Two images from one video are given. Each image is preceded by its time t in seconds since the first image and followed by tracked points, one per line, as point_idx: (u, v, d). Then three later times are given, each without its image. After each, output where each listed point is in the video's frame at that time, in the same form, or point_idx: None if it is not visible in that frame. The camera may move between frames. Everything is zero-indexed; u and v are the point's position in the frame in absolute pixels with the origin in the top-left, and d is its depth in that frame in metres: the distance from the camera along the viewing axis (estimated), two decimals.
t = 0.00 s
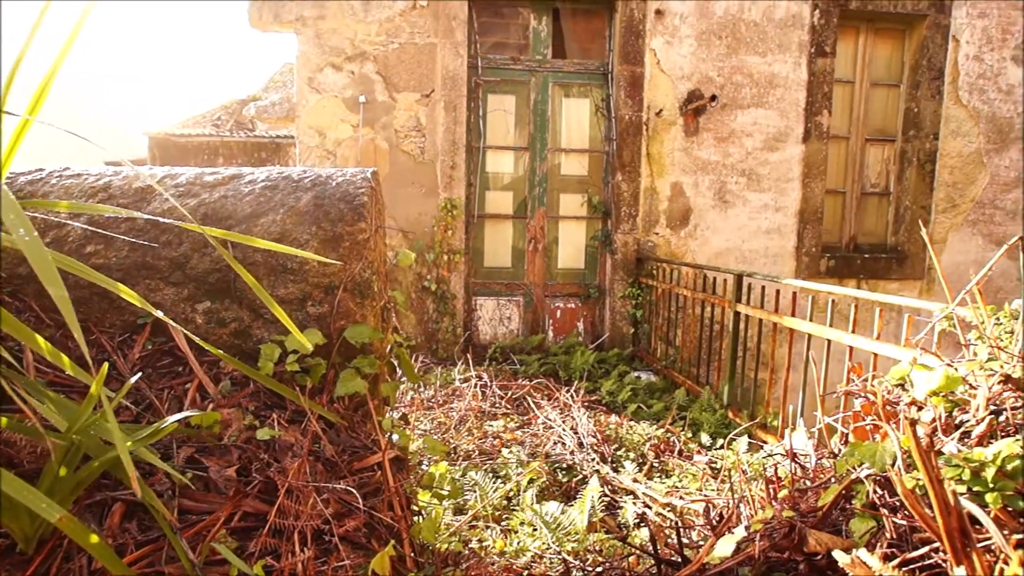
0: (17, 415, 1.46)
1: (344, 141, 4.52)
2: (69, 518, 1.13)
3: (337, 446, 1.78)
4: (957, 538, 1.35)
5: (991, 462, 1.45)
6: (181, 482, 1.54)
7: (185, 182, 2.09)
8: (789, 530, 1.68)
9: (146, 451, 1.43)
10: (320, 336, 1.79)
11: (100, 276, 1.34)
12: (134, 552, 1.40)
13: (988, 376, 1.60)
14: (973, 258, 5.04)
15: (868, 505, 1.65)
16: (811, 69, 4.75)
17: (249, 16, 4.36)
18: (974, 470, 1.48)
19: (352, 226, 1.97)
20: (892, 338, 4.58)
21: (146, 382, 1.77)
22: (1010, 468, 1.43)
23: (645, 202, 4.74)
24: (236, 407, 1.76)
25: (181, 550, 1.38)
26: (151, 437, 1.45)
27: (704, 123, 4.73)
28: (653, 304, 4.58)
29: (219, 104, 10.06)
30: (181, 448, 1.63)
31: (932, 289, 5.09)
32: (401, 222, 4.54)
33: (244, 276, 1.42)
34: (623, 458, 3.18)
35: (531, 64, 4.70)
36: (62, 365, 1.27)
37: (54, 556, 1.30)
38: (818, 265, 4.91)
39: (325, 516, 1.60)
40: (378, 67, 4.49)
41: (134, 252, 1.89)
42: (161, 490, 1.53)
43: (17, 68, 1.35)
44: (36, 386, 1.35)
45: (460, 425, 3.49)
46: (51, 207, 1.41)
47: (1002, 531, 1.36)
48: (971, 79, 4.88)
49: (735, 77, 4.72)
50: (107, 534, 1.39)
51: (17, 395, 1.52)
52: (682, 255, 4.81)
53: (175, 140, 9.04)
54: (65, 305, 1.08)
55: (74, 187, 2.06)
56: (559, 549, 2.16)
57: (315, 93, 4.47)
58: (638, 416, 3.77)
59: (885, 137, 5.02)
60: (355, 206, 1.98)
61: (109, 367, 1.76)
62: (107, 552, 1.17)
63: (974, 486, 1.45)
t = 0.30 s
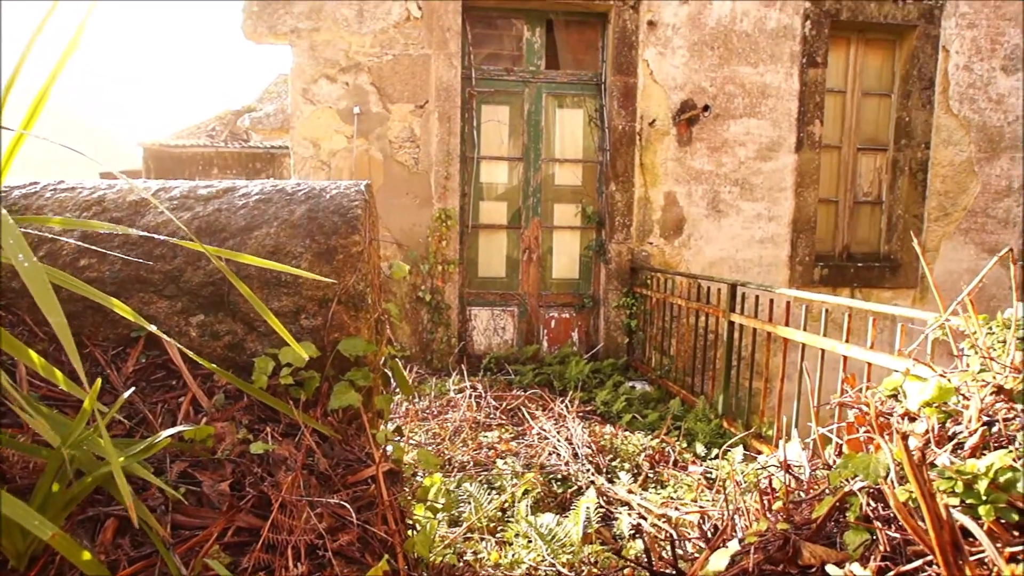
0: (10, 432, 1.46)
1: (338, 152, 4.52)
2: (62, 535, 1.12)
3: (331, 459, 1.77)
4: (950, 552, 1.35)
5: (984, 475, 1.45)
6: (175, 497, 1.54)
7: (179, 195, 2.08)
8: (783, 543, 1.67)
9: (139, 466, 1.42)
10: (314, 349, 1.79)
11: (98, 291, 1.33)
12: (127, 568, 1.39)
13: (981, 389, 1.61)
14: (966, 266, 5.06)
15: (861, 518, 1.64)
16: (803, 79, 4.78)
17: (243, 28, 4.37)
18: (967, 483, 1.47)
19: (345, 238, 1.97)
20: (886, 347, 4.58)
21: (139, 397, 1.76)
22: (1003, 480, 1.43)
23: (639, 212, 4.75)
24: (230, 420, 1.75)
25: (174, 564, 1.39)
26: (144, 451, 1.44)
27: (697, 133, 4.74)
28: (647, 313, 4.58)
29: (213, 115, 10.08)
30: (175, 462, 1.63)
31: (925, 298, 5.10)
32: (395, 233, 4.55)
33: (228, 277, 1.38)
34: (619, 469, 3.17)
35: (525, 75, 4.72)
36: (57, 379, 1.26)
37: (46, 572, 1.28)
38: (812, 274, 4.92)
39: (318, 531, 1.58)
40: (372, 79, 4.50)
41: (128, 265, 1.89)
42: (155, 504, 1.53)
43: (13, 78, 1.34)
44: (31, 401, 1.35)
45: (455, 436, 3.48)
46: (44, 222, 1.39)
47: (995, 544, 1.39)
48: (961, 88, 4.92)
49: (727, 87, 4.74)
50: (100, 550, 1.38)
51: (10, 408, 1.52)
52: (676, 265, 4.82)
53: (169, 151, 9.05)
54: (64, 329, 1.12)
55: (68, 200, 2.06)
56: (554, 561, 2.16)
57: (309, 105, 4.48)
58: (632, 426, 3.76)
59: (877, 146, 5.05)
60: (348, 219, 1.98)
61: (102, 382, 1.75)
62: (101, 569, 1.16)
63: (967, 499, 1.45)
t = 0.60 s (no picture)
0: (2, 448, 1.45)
1: (333, 164, 4.53)
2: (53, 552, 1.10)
3: (325, 474, 1.77)
4: (944, 567, 1.41)
5: (978, 488, 1.47)
6: (167, 513, 1.51)
7: (173, 209, 2.09)
8: (778, 556, 1.66)
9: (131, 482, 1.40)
10: (307, 363, 1.78)
11: (91, 307, 1.31)
12: None
13: (974, 399, 1.59)
14: (959, 276, 5.08)
15: (856, 532, 1.63)
16: (795, 91, 4.82)
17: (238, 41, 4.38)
18: (961, 496, 1.48)
19: (340, 252, 1.97)
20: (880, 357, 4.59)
21: (133, 411, 1.75)
22: (997, 494, 1.45)
23: (633, 223, 4.76)
24: (224, 434, 1.74)
25: None
26: (137, 467, 1.42)
27: (690, 144, 4.77)
28: (642, 324, 4.58)
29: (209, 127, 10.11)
30: (168, 477, 1.60)
31: (918, 308, 5.12)
32: (390, 244, 4.56)
33: (216, 287, 1.32)
34: (614, 480, 3.16)
35: (519, 87, 4.75)
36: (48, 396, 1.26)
37: None
38: (806, 285, 4.93)
39: (312, 546, 1.58)
40: (367, 91, 4.52)
41: (122, 279, 1.89)
42: (147, 520, 1.50)
43: (10, 93, 1.32)
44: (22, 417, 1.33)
45: (450, 448, 3.47)
46: (29, 238, 1.33)
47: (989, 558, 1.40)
48: (952, 100, 4.95)
49: (721, 99, 4.77)
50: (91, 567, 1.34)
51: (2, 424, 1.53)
52: (671, 276, 4.83)
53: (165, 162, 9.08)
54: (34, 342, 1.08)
55: (62, 214, 2.05)
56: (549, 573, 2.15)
57: (304, 117, 4.49)
58: (628, 437, 3.75)
59: (869, 157, 5.08)
60: (343, 232, 1.98)
61: (96, 396, 1.74)
62: None
63: (961, 512, 1.46)
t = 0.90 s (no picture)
0: None
1: (330, 174, 4.54)
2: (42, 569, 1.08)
3: (319, 487, 1.77)
4: None
5: (968, 501, 1.47)
6: (158, 528, 1.50)
7: (168, 221, 2.09)
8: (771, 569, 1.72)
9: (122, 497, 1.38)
10: (301, 375, 1.78)
11: (83, 319, 1.28)
12: None
13: (966, 411, 1.61)
14: (951, 287, 5.12)
15: (850, 544, 1.65)
16: (788, 104, 4.87)
17: (235, 52, 4.40)
18: (952, 508, 1.49)
19: (335, 264, 1.97)
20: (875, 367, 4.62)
21: (126, 424, 1.75)
22: (988, 506, 1.45)
23: (629, 234, 4.78)
24: (217, 447, 1.74)
25: None
26: (129, 482, 1.40)
27: (685, 156, 4.80)
28: (638, 334, 4.59)
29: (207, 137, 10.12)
30: (160, 491, 1.59)
31: (911, 319, 5.15)
32: (386, 255, 4.56)
33: (210, 301, 1.30)
34: (610, 492, 3.15)
35: (515, 99, 4.78)
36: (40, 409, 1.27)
37: None
38: (800, 295, 4.96)
39: (305, 561, 1.59)
40: (364, 102, 4.53)
41: (116, 291, 1.88)
42: (138, 536, 1.49)
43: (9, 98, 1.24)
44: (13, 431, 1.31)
45: (446, 459, 3.46)
46: (21, 250, 1.31)
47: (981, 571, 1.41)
48: (943, 113, 5.01)
49: (715, 111, 4.82)
50: None
51: None
52: (666, 286, 4.85)
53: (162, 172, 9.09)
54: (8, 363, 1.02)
55: (57, 226, 2.05)
56: None
57: (301, 128, 4.50)
58: (624, 448, 3.75)
59: (862, 169, 5.13)
60: (338, 244, 1.99)
61: (88, 409, 1.73)
62: None
63: (952, 525, 1.47)
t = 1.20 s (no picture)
0: None
1: (326, 183, 4.55)
2: None
3: (314, 498, 1.77)
4: None
5: (961, 512, 1.49)
6: (151, 540, 1.48)
7: (164, 231, 2.08)
8: None
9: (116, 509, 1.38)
10: (295, 387, 1.78)
11: (74, 328, 1.29)
12: None
13: (957, 422, 1.64)
14: (945, 296, 5.16)
15: (843, 555, 1.65)
16: (782, 114, 4.91)
17: (232, 61, 4.40)
18: (945, 519, 1.50)
19: (331, 275, 1.97)
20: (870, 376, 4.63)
21: (119, 435, 1.73)
22: (979, 517, 1.48)
23: (625, 243, 4.80)
24: (211, 459, 1.73)
25: None
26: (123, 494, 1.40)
27: (680, 165, 4.83)
28: (634, 343, 4.60)
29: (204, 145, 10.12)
30: (153, 503, 1.57)
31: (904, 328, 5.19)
32: (382, 263, 4.56)
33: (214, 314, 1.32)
34: (606, 501, 3.14)
35: (512, 109, 4.80)
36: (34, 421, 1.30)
37: None
38: (795, 305, 4.98)
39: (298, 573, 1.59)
40: (361, 111, 4.55)
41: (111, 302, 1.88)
42: (131, 548, 1.47)
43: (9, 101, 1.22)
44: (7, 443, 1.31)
45: (441, 469, 3.44)
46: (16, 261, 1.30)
47: None
48: (935, 124, 5.06)
49: (710, 121, 4.85)
50: None
51: None
52: (662, 295, 4.86)
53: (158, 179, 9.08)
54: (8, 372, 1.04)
55: (51, 236, 2.04)
56: None
57: (298, 137, 4.51)
58: (619, 457, 3.74)
59: (856, 179, 5.17)
60: (334, 255, 1.99)
61: (81, 420, 1.72)
62: None
63: (946, 536, 1.49)
